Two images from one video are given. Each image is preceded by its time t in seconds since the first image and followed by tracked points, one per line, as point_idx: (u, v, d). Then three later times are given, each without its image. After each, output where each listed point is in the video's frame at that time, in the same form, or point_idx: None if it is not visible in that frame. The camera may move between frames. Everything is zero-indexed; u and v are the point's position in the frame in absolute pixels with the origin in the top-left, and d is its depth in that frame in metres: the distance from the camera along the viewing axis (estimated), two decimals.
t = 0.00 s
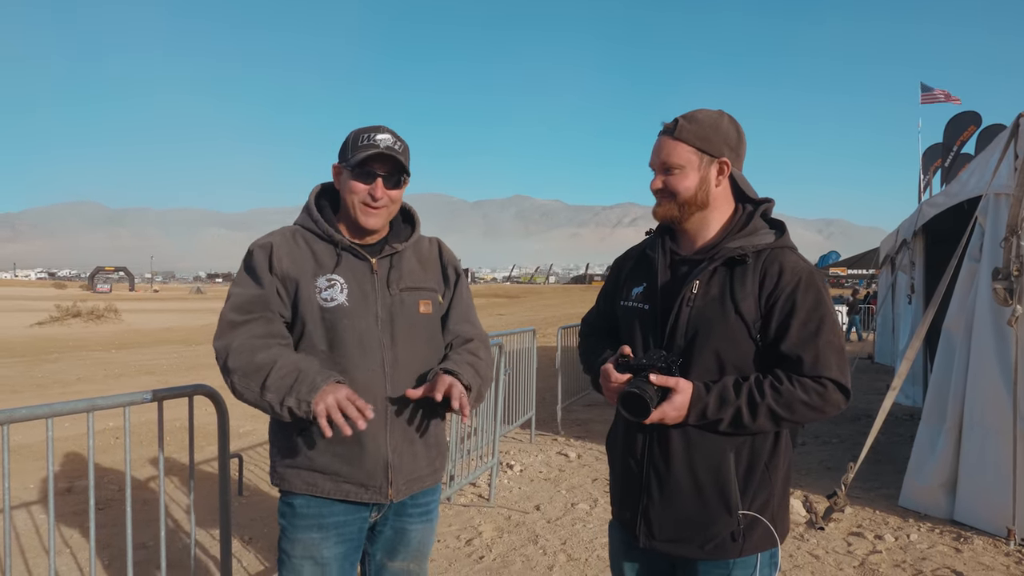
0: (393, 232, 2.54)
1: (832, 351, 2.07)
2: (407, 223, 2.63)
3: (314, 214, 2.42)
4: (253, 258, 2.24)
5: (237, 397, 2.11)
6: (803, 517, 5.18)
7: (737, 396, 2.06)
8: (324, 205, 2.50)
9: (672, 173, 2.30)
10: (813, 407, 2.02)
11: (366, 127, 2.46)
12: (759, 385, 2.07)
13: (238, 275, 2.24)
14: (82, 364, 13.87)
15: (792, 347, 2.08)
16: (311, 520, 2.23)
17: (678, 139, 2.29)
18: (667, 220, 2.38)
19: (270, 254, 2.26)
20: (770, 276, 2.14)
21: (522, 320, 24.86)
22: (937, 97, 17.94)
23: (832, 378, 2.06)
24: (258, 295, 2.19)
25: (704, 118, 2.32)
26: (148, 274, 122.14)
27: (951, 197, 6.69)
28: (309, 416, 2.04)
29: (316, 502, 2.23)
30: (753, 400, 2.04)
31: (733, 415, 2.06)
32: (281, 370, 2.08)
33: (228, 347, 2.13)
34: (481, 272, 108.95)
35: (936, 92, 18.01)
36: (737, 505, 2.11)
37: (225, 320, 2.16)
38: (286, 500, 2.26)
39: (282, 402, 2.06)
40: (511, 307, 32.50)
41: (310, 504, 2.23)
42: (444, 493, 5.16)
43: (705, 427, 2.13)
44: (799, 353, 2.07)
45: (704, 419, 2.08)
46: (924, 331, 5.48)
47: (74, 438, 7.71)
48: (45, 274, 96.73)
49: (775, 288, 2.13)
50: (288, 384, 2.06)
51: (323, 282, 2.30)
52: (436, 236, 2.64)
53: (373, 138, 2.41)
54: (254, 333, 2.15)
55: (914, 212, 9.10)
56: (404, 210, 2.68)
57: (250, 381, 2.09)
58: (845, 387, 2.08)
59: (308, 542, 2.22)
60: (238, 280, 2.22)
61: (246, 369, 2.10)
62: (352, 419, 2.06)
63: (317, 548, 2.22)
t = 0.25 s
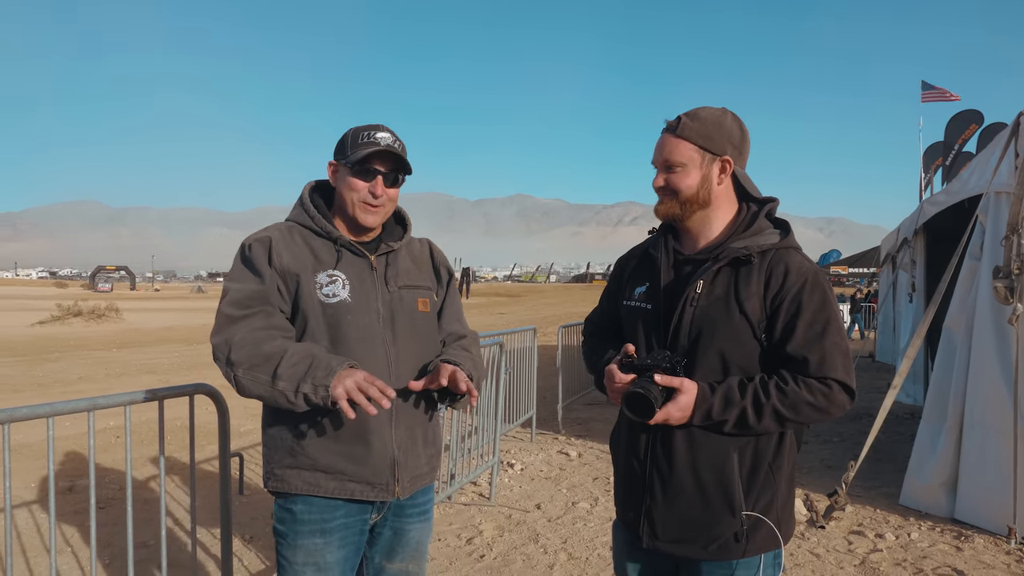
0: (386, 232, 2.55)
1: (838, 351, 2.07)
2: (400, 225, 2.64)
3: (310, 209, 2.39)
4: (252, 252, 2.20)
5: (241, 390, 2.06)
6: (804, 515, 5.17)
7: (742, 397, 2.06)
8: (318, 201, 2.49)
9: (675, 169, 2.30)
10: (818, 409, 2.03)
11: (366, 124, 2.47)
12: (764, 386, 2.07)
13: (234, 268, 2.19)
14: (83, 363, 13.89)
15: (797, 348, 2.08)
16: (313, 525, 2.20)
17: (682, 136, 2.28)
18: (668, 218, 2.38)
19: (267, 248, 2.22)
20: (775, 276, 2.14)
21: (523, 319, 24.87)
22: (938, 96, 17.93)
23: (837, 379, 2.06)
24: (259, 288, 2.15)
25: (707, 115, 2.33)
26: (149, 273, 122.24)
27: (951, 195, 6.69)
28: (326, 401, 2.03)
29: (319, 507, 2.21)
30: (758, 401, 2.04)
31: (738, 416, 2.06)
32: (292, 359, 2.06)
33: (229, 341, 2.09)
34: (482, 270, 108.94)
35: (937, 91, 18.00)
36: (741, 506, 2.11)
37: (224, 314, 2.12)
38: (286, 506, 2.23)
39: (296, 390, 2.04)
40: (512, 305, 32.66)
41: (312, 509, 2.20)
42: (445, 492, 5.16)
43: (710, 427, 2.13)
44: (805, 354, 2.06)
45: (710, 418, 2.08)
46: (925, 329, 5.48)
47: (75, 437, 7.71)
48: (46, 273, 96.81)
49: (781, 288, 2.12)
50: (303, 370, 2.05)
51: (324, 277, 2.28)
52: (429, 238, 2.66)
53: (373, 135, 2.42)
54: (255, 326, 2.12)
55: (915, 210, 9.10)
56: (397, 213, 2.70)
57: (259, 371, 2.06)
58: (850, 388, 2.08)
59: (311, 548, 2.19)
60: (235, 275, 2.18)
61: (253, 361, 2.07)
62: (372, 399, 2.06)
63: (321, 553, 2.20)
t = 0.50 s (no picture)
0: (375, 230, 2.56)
1: (842, 349, 2.08)
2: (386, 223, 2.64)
3: (303, 202, 2.36)
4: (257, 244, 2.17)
5: (257, 382, 2.03)
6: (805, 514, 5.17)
7: (747, 396, 2.06)
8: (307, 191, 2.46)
9: (678, 168, 2.31)
10: (823, 407, 2.04)
11: (356, 116, 2.47)
12: (769, 384, 2.08)
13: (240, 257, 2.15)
14: (84, 362, 13.91)
15: (802, 346, 2.08)
16: (304, 529, 2.18)
17: (685, 135, 2.28)
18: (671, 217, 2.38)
19: (266, 240, 2.19)
20: (779, 275, 2.14)
21: (524, 318, 24.89)
22: (940, 95, 17.90)
23: (842, 377, 2.06)
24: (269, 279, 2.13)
25: (707, 113, 2.33)
26: (150, 272, 122.33)
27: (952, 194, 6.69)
28: (360, 389, 2.06)
29: (309, 511, 2.19)
30: (762, 400, 2.05)
31: (742, 415, 2.06)
32: (318, 348, 2.07)
33: (241, 332, 2.06)
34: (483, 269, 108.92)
35: (939, 89, 17.96)
36: (744, 505, 2.11)
37: (233, 304, 2.08)
38: (275, 510, 2.20)
39: (327, 378, 2.05)
40: (513, 304, 32.67)
41: (302, 514, 2.18)
42: (446, 491, 5.17)
43: (714, 426, 2.14)
44: (809, 352, 2.07)
45: (716, 417, 2.08)
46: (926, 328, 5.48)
47: (77, 435, 7.73)
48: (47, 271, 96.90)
49: (784, 287, 2.13)
50: (332, 360, 2.07)
51: (322, 274, 2.25)
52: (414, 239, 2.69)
53: (364, 126, 2.42)
54: (266, 318, 2.10)
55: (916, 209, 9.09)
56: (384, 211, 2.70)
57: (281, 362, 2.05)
58: (855, 386, 2.09)
59: (302, 553, 2.18)
60: (240, 266, 2.14)
61: (273, 352, 2.05)
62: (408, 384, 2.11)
63: (312, 557, 2.18)
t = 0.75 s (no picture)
0: (360, 232, 2.55)
1: (844, 347, 2.08)
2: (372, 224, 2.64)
3: (292, 200, 2.31)
4: (259, 245, 2.11)
5: (262, 400, 1.99)
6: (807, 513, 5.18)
7: (749, 393, 2.06)
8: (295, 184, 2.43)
9: (683, 167, 2.30)
10: (825, 404, 2.04)
11: (357, 118, 2.41)
12: (771, 381, 2.08)
13: (241, 261, 2.08)
14: (86, 360, 13.95)
15: (804, 344, 2.08)
16: (284, 536, 2.17)
17: (693, 133, 2.28)
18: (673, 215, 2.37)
19: (262, 242, 2.13)
20: (781, 273, 2.15)
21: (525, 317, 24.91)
22: (942, 94, 17.88)
23: (844, 374, 2.07)
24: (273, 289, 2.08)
25: (718, 116, 2.31)
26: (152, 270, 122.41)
27: (955, 193, 6.68)
28: (368, 420, 2.07)
29: (288, 517, 2.17)
30: (765, 397, 2.05)
31: (745, 412, 2.06)
32: (329, 372, 2.06)
33: (245, 344, 2.01)
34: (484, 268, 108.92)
35: (941, 89, 17.95)
36: (747, 502, 2.11)
37: (237, 312, 2.01)
38: (253, 516, 2.17)
39: (337, 407, 2.04)
40: (514, 303, 32.67)
41: (281, 521, 2.16)
42: (448, 489, 5.17)
43: (716, 424, 2.14)
44: (812, 350, 2.07)
45: (718, 416, 2.08)
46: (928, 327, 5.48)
47: (79, 433, 7.74)
48: (49, 270, 97.00)
49: (787, 284, 2.13)
50: (343, 387, 2.06)
51: (315, 278, 2.23)
52: (395, 240, 2.70)
53: (364, 133, 2.36)
54: (272, 329, 2.04)
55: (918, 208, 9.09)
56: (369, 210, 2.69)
57: (290, 383, 2.01)
58: (856, 383, 2.10)
59: (282, 558, 2.17)
60: (243, 269, 2.06)
61: (282, 371, 2.01)
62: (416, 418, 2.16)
63: (293, 562, 2.18)
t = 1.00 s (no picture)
0: (346, 232, 2.53)
1: (844, 343, 2.07)
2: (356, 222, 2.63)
3: (280, 202, 2.28)
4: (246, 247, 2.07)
5: (252, 407, 1.96)
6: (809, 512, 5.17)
7: (751, 388, 2.04)
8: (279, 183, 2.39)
9: (706, 167, 2.22)
10: (826, 399, 2.02)
11: (342, 115, 2.39)
12: (772, 376, 2.06)
13: (227, 263, 2.04)
14: (88, 357, 13.96)
15: (805, 339, 2.07)
16: (276, 541, 2.16)
17: (714, 132, 2.21)
18: (694, 217, 2.29)
19: (248, 243, 2.10)
20: (782, 269, 2.13)
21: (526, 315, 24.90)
22: (944, 92, 17.83)
23: (844, 369, 2.05)
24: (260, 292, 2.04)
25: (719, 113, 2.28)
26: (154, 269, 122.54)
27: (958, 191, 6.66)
28: (360, 425, 2.06)
29: (279, 522, 2.16)
30: (766, 392, 2.04)
31: (746, 407, 2.04)
32: (320, 378, 2.04)
33: (233, 349, 1.97)
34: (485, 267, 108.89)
35: (943, 87, 17.91)
36: (749, 498, 2.10)
37: (225, 317, 1.98)
38: (244, 522, 2.14)
39: (328, 412, 2.03)
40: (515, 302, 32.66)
41: (272, 525, 2.15)
42: (450, 488, 5.16)
43: (717, 420, 2.12)
44: (812, 345, 2.06)
45: (720, 412, 2.07)
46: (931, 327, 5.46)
47: (80, 431, 7.74)
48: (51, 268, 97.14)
49: (788, 280, 2.12)
50: (335, 393, 2.05)
51: (302, 280, 2.21)
52: (378, 240, 2.69)
53: (350, 132, 2.36)
54: (261, 333, 2.01)
55: (921, 207, 9.06)
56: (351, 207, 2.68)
57: (279, 389, 1.99)
58: (857, 377, 2.08)
59: (275, 563, 2.16)
60: (230, 272, 2.03)
61: (271, 377, 1.98)
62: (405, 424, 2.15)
63: (286, 566, 2.18)
